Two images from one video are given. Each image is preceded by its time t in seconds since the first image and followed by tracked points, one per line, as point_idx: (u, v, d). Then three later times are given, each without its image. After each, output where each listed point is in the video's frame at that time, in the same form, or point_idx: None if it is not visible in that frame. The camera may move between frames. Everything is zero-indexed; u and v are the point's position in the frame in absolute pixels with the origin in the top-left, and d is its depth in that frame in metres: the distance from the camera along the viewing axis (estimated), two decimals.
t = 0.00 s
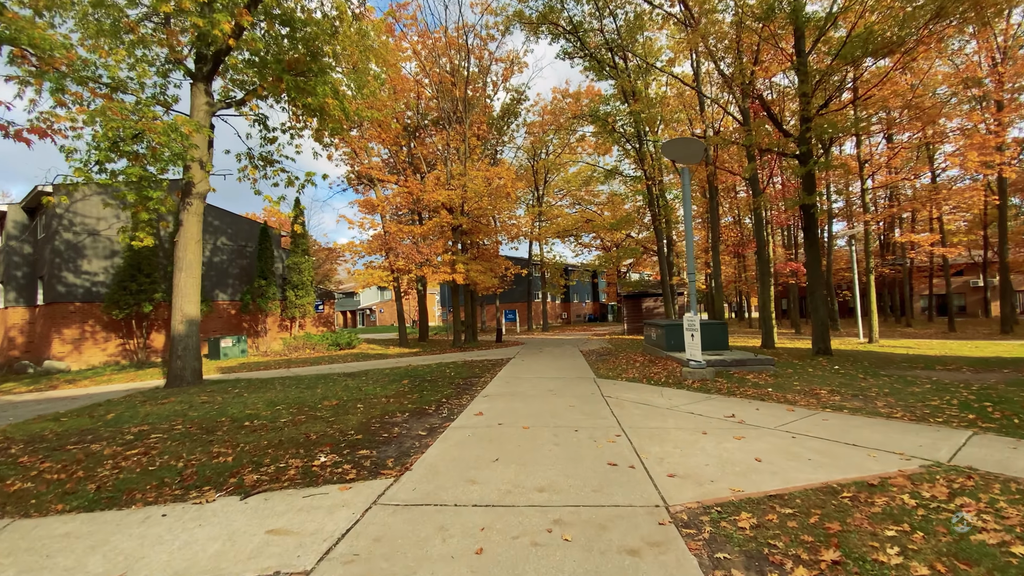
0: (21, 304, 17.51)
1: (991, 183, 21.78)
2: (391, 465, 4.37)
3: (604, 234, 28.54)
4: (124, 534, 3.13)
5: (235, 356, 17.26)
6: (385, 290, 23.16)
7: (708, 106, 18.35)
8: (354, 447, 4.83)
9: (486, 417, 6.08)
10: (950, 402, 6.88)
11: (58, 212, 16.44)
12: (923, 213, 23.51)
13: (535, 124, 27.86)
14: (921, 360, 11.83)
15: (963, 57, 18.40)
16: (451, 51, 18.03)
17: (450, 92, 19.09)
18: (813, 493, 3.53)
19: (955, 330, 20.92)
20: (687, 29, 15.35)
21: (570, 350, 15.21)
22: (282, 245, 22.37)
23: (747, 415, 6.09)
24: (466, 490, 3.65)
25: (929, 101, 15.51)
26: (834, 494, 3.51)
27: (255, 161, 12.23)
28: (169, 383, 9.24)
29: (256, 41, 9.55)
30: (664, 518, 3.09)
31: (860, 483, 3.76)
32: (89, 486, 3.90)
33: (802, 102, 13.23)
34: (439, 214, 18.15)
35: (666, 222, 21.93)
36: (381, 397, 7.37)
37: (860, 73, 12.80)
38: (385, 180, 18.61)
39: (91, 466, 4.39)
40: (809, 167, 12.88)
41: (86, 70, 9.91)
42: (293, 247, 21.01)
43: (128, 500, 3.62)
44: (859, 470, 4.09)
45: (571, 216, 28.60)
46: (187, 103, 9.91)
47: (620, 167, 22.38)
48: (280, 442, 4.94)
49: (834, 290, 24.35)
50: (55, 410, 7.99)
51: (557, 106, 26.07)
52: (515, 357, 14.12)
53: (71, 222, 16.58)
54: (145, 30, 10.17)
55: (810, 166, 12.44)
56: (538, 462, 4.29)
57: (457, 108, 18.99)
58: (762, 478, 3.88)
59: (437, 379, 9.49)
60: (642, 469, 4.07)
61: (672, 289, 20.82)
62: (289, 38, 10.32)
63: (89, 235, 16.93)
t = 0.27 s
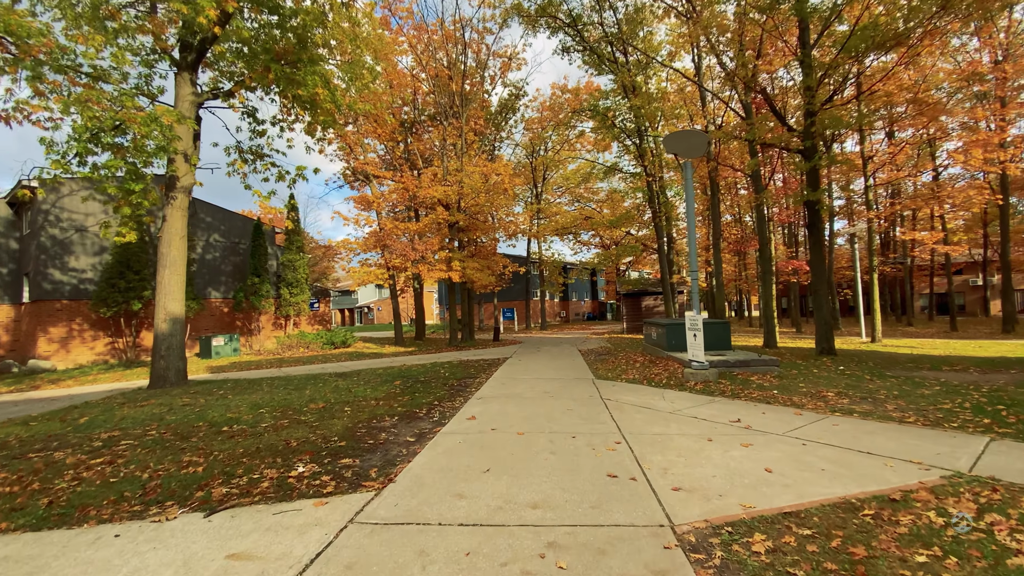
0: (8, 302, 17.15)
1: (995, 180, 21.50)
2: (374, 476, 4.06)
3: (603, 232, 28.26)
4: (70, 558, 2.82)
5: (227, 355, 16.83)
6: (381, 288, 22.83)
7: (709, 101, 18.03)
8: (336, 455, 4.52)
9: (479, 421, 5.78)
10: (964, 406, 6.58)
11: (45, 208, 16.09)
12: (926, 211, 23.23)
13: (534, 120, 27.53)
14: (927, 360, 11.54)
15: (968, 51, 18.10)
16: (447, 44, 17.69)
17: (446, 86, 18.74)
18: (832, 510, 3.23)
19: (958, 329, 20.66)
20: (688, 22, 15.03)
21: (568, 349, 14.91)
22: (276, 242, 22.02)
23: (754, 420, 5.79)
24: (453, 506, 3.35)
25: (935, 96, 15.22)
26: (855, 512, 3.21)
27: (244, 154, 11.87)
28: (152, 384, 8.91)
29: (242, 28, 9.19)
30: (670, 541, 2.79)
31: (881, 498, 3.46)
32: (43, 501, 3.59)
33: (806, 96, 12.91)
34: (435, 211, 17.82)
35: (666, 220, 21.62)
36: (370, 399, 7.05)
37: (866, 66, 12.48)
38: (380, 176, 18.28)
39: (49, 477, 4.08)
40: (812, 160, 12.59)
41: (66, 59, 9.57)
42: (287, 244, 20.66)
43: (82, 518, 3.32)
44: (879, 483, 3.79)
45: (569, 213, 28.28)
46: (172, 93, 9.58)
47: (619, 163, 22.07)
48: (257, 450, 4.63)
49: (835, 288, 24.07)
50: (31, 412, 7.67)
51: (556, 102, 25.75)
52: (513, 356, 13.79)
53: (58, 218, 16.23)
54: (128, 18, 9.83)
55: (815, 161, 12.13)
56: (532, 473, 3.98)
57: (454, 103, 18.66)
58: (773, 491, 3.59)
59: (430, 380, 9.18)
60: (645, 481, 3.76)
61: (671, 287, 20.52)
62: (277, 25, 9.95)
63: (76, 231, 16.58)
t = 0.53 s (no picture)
0: None
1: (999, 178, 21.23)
2: (358, 487, 3.77)
3: (602, 230, 27.98)
4: None
5: (220, 353, 16.56)
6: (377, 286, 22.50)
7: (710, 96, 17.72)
8: (318, 463, 4.22)
9: (473, 425, 5.49)
10: (980, 409, 6.30)
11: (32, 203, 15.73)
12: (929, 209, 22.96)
13: (533, 117, 27.20)
14: (935, 360, 11.26)
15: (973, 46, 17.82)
16: (444, 38, 17.35)
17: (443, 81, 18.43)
18: (855, 528, 2.94)
19: (962, 329, 20.39)
20: (689, 15, 14.75)
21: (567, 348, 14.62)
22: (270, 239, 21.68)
23: (762, 424, 5.50)
24: (440, 523, 3.05)
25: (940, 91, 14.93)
26: (881, 530, 2.92)
27: (234, 148, 11.55)
28: (136, 384, 8.61)
29: (230, 15, 8.86)
30: (681, 566, 2.50)
31: (908, 513, 3.18)
32: None
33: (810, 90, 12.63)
34: (432, 207, 17.50)
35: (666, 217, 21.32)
36: (359, 401, 6.75)
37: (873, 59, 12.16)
38: (375, 172, 17.95)
39: (6, 487, 3.79)
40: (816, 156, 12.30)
41: (47, 47, 9.24)
42: (281, 240, 20.33)
43: (32, 536, 3.02)
44: (902, 496, 3.50)
45: (568, 210, 27.96)
46: (156, 83, 9.27)
47: (619, 160, 21.75)
48: (234, 458, 4.34)
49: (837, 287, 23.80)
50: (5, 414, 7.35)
51: (554, 98, 25.41)
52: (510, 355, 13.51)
53: (46, 214, 15.88)
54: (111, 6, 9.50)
55: (819, 156, 11.83)
56: (528, 484, 3.68)
57: (451, 98, 18.33)
58: (789, 505, 3.31)
59: (424, 380, 8.89)
60: (650, 494, 3.47)
61: (671, 285, 20.23)
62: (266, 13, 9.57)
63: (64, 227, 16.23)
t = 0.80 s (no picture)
0: None
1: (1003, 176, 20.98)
2: (340, 502, 3.47)
3: (601, 228, 27.67)
4: None
5: (213, 353, 16.24)
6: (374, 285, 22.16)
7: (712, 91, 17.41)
8: (299, 475, 3.92)
9: (467, 431, 5.18)
10: (999, 414, 6.02)
11: (20, 199, 15.37)
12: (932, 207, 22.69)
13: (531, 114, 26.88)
14: (943, 361, 10.97)
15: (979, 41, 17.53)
16: (441, 31, 17.00)
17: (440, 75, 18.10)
18: (887, 553, 2.65)
19: (966, 328, 20.15)
20: (691, 8, 14.44)
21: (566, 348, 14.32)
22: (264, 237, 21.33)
23: (771, 430, 5.21)
24: (427, 546, 2.76)
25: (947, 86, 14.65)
26: (914, 555, 2.64)
27: (224, 142, 11.20)
28: (118, 386, 8.28)
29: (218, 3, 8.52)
30: None
31: (942, 535, 2.89)
32: None
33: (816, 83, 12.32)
34: (428, 204, 17.17)
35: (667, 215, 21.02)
36: (348, 405, 6.44)
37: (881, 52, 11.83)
38: (371, 168, 17.61)
39: None
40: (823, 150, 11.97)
41: (28, 36, 8.91)
42: (275, 238, 19.98)
43: None
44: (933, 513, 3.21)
45: (567, 208, 27.65)
46: (141, 73, 8.94)
47: (619, 157, 21.43)
48: (209, 469, 4.04)
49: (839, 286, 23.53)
50: None
51: (553, 94, 25.10)
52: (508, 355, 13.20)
53: (35, 210, 15.54)
54: None
55: (825, 151, 11.53)
56: (525, 499, 3.39)
57: (448, 93, 18.00)
58: (811, 525, 3.01)
59: (418, 381, 8.59)
60: (658, 512, 3.17)
61: (672, 284, 19.93)
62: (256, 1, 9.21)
63: (54, 223, 15.89)
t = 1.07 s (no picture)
0: None
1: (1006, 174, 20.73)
2: (317, 518, 3.17)
3: (600, 226, 27.38)
4: None
5: (205, 352, 15.96)
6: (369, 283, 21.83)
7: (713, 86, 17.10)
8: (276, 487, 3.62)
9: (460, 437, 4.88)
10: (1018, 418, 5.73)
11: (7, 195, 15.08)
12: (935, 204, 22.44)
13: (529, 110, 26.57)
14: (951, 361, 10.70)
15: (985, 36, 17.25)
16: (438, 25, 16.66)
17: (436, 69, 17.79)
18: None
19: (968, 327, 19.93)
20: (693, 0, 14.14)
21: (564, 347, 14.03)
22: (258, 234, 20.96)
23: (782, 435, 4.93)
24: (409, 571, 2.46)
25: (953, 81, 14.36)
26: None
27: (212, 135, 10.89)
28: (99, 387, 7.96)
29: None
30: None
31: (982, 558, 2.60)
32: None
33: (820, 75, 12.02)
34: (424, 200, 16.85)
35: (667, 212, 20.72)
36: (336, 408, 6.14)
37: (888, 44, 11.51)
38: (366, 164, 17.27)
39: None
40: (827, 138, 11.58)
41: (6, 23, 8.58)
42: (268, 235, 19.64)
43: None
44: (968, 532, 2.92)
45: (566, 206, 27.34)
46: (124, 62, 8.61)
47: (618, 154, 21.13)
48: (179, 480, 3.73)
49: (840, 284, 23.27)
50: None
51: (551, 90, 24.78)
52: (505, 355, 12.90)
53: (22, 206, 15.25)
54: None
55: (829, 146, 11.19)
56: (519, 515, 3.09)
57: (445, 88, 17.67)
58: (836, 546, 2.72)
59: (412, 382, 8.28)
60: (666, 529, 2.88)
61: (672, 282, 19.64)
62: None
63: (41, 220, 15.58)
